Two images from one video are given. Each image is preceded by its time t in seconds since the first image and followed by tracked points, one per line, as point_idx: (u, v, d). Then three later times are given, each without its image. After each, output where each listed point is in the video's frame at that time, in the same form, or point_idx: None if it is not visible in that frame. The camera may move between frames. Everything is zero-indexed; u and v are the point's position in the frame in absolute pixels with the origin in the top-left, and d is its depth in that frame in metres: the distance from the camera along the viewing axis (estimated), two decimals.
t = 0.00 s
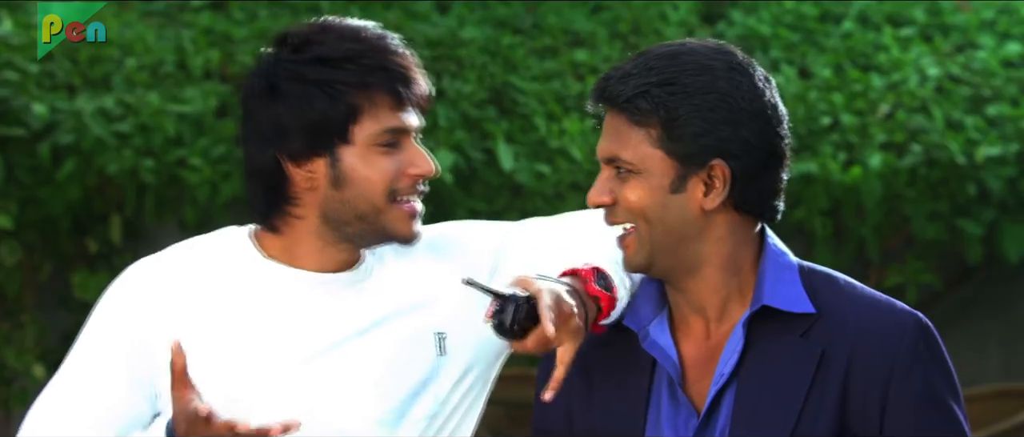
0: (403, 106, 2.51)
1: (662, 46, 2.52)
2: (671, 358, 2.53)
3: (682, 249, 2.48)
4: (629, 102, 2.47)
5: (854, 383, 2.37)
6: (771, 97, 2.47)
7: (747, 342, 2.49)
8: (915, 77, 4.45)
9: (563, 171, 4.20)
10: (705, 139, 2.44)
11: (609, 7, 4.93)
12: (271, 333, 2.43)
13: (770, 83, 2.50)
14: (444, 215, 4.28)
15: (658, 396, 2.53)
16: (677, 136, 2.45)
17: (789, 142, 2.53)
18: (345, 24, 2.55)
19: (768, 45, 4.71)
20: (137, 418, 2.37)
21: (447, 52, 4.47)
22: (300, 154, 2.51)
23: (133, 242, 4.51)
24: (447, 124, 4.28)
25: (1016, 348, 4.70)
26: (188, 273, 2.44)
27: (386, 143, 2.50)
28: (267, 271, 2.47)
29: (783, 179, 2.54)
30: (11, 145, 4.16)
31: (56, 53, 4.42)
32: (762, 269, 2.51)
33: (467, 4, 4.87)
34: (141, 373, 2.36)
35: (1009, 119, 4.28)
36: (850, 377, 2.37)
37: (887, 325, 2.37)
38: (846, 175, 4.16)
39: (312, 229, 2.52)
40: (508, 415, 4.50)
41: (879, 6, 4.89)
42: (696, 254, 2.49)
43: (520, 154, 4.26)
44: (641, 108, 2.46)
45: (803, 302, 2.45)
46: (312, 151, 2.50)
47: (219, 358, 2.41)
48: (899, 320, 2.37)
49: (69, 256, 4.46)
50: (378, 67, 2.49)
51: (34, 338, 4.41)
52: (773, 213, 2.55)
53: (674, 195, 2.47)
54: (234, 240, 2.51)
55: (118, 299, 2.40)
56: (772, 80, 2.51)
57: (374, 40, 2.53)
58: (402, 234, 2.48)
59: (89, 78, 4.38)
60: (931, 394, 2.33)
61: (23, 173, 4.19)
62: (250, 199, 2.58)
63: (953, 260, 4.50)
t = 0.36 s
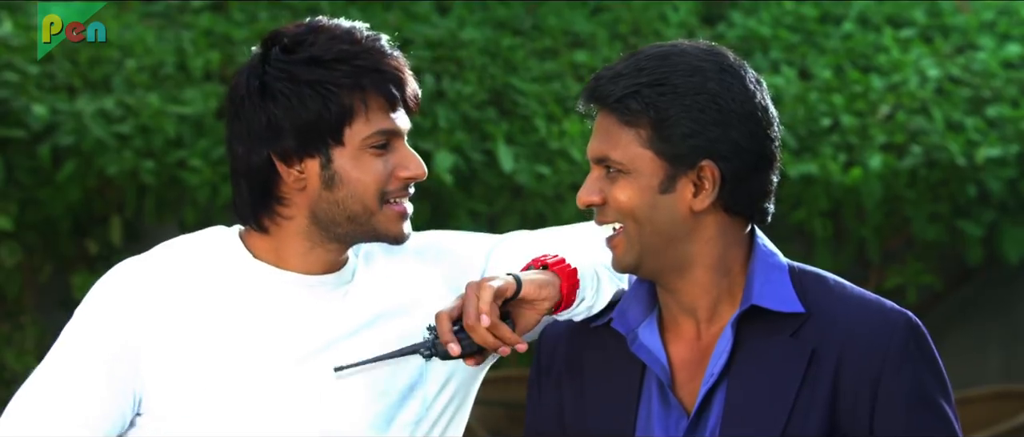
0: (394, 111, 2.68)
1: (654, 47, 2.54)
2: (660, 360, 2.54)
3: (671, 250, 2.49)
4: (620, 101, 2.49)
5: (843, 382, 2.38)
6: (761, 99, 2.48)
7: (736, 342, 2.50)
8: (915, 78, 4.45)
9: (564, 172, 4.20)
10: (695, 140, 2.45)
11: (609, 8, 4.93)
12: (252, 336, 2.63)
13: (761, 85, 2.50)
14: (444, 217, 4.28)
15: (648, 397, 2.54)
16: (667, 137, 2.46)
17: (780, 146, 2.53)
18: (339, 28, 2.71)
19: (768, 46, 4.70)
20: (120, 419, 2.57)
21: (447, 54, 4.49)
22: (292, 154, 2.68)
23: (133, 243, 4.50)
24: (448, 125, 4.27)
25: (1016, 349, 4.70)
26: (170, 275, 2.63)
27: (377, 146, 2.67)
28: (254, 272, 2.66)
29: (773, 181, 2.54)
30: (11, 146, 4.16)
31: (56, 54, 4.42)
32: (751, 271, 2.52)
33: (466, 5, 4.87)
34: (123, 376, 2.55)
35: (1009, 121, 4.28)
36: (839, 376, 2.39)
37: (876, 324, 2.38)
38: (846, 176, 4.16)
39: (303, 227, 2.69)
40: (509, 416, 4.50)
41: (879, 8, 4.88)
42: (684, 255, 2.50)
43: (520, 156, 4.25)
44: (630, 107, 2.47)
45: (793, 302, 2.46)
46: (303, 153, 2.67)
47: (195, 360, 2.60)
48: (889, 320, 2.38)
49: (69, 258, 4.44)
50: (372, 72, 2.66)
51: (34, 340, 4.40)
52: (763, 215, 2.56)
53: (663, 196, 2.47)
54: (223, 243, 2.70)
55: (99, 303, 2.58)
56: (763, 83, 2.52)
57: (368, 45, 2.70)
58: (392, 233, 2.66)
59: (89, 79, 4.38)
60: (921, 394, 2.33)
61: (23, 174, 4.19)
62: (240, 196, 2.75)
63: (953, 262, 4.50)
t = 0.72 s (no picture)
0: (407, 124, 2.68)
1: (651, 51, 2.54)
2: (660, 363, 2.54)
3: (671, 252, 2.50)
4: (616, 106, 2.49)
5: (842, 384, 2.38)
6: (760, 101, 2.48)
7: (735, 345, 2.50)
8: (915, 81, 4.46)
9: (564, 175, 4.20)
10: (691, 142, 2.45)
11: (609, 11, 4.93)
12: (253, 342, 2.63)
13: (760, 88, 2.50)
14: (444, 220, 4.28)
15: (648, 400, 2.54)
16: (663, 140, 2.46)
17: (779, 148, 2.53)
18: (355, 37, 2.71)
19: (768, 49, 4.71)
20: (120, 422, 2.58)
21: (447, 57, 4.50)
22: (303, 161, 2.67)
23: (133, 246, 4.50)
24: (448, 127, 4.28)
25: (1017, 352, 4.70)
26: (171, 280, 2.63)
27: (389, 157, 2.66)
28: (256, 278, 2.67)
29: (773, 184, 2.54)
30: (11, 149, 4.17)
31: (57, 57, 4.42)
32: (750, 274, 2.52)
33: (467, 8, 4.88)
34: (123, 379, 2.56)
35: (1009, 124, 4.29)
36: (838, 377, 2.38)
37: (875, 326, 2.38)
38: (846, 179, 4.17)
39: (311, 235, 2.69)
40: (509, 419, 4.52)
41: (879, 11, 4.89)
42: (683, 257, 2.50)
43: (520, 158, 4.25)
44: (627, 112, 2.47)
45: (792, 304, 2.46)
46: (313, 161, 2.67)
47: (196, 366, 2.61)
48: (887, 322, 2.38)
49: (69, 260, 4.44)
50: (387, 83, 2.66)
51: (35, 343, 4.41)
52: (763, 218, 2.55)
53: (664, 200, 2.47)
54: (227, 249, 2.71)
55: (100, 307, 2.58)
56: (763, 85, 2.52)
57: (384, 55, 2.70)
58: (400, 245, 2.65)
59: (90, 81, 4.38)
60: (920, 396, 2.33)
61: (23, 177, 4.19)
62: (250, 201, 2.75)
63: (953, 264, 4.50)
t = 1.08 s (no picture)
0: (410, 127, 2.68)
1: (653, 51, 2.55)
2: (661, 365, 2.54)
3: (674, 251, 2.49)
4: (621, 104, 2.50)
5: (843, 386, 2.38)
6: (761, 100, 2.49)
7: (736, 347, 2.50)
8: (915, 83, 4.46)
9: (563, 177, 4.20)
10: (697, 137, 2.45)
11: (609, 13, 4.93)
12: (253, 343, 2.63)
13: (760, 87, 2.52)
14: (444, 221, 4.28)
15: (648, 402, 2.54)
16: (669, 135, 2.46)
17: (780, 147, 2.54)
18: (359, 39, 2.72)
19: (768, 51, 4.71)
20: (121, 423, 2.58)
21: (447, 59, 4.52)
22: (305, 163, 2.67)
23: (133, 247, 4.50)
24: (448, 129, 4.28)
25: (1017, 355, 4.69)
26: (172, 281, 2.63)
27: (391, 160, 2.65)
28: (257, 280, 2.67)
29: (774, 184, 2.55)
30: (11, 150, 4.17)
31: (57, 59, 4.42)
32: (752, 275, 2.52)
33: (467, 10, 4.88)
34: (124, 381, 2.56)
35: (1008, 125, 4.29)
36: (839, 379, 2.39)
37: (875, 328, 2.39)
38: (846, 181, 4.17)
39: (313, 238, 2.69)
40: (509, 421, 4.52)
41: (879, 13, 4.89)
42: (687, 254, 2.50)
43: (520, 160, 4.25)
44: (633, 109, 2.48)
45: (793, 305, 2.46)
46: (314, 161, 2.66)
47: (197, 367, 2.61)
48: (888, 324, 2.39)
49: (69, 262, 4.44)
50: (390, 87, 2.66)
51: (34, 345, 4.40)
52: (765, 218, 2.56)
53: (670, 196, 2.47)
54: (230, 249, 2.72)
55: (100, 309, 2.58)
56: (763, 85, 2.53)
57: (387, 58, 2.70)
58: (400, 250, 2.65)
59: (90, 83, 4.38)
60: (921, 397, 2.34)
61: (23, 179, 4.19)
62: (251, 202, 2.75)
63: (953, 266, 4.50)
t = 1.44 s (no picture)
0: (392, 129, 2.64)
1: (645, 54, 2.55)
2: (659, 368, 2.54)
3: (671, 251, 2.48)
4: (616, 105, 2.49)
5: (842, 387, 2.39)
6: (756, 101, 2.49)
7: (734, 350, 2.49)
8: (915, 85, 4.46)
9: (564, 178, 4.21)
10: (693, 137, 2.45)
11: (609, 14, 4.93)
12: (258, 343, 2.61)
13: (754, 87, 2.51)
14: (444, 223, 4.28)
15: (647, 404, 2.54)
16: (665, 136, 2.46)
17: (775, 147, 2.54)
18: (361, 41, 2.74)
19: (768, 52, 4.71)
20: (118, 420, 2.57)
21: (447, 61, 4.53)
22: (290, 157, 2.69)
23: (132, 248, 4.49)
24: (448, 131, 4.27)
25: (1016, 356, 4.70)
26: (174, 282, 2.63)
27: (367, 159, 2.63)
28: (257, 281, 2.66)
29: (770, 185, 2.55)
30: (12, 152, 4.17)
31: (57, 60, 4.42)
32: (749, 277, 2.51)
33: (467, 12, 4.89)
34: (124, 377, 2.55)
35: (1009, 127, 4.29)
36: (838, 380, 2.39)
37: (874, 330, 2.40)
38: (846, 182, 4.17)
39: (294, 234, 2.69)
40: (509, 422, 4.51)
41: (879, 14, 4.89)
42: (685, 256, 2.50)
43: (521, 162, 4.25)
44: (629, 110, 2.47)
45: (790, 307, 2.46)
46: (297, 156, 2.68)
47: (197, 365, 2.59)
48: (886, 326, 2.40)
49: (69, 262, 4.44)
50: (376, 87, 2.64)
51: (34, 346, 4.41)
52: (761, 219, 2.56)
53: (668, 196, 2.46)
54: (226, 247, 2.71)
55: (98, 307, 2.59)
56: (757, 85, 2.53)
57: (385, 59, 2.71)
58: (371, 252, 2.60)
59: (90, 85, 4.38)
60: (919, 398, 2.35)
61: (23, 180, 4.19)
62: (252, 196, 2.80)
63: (953, 267, 4.51)
